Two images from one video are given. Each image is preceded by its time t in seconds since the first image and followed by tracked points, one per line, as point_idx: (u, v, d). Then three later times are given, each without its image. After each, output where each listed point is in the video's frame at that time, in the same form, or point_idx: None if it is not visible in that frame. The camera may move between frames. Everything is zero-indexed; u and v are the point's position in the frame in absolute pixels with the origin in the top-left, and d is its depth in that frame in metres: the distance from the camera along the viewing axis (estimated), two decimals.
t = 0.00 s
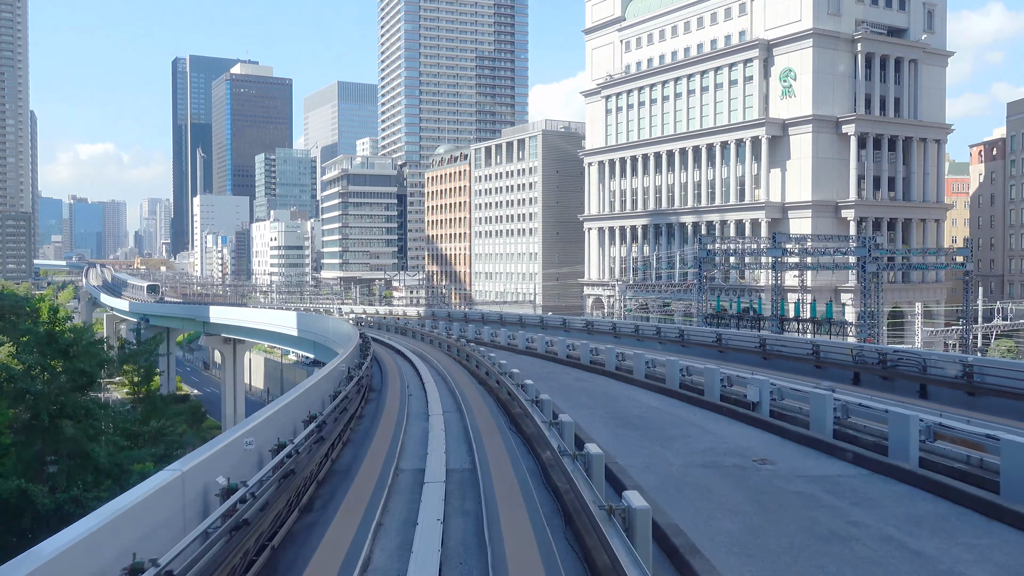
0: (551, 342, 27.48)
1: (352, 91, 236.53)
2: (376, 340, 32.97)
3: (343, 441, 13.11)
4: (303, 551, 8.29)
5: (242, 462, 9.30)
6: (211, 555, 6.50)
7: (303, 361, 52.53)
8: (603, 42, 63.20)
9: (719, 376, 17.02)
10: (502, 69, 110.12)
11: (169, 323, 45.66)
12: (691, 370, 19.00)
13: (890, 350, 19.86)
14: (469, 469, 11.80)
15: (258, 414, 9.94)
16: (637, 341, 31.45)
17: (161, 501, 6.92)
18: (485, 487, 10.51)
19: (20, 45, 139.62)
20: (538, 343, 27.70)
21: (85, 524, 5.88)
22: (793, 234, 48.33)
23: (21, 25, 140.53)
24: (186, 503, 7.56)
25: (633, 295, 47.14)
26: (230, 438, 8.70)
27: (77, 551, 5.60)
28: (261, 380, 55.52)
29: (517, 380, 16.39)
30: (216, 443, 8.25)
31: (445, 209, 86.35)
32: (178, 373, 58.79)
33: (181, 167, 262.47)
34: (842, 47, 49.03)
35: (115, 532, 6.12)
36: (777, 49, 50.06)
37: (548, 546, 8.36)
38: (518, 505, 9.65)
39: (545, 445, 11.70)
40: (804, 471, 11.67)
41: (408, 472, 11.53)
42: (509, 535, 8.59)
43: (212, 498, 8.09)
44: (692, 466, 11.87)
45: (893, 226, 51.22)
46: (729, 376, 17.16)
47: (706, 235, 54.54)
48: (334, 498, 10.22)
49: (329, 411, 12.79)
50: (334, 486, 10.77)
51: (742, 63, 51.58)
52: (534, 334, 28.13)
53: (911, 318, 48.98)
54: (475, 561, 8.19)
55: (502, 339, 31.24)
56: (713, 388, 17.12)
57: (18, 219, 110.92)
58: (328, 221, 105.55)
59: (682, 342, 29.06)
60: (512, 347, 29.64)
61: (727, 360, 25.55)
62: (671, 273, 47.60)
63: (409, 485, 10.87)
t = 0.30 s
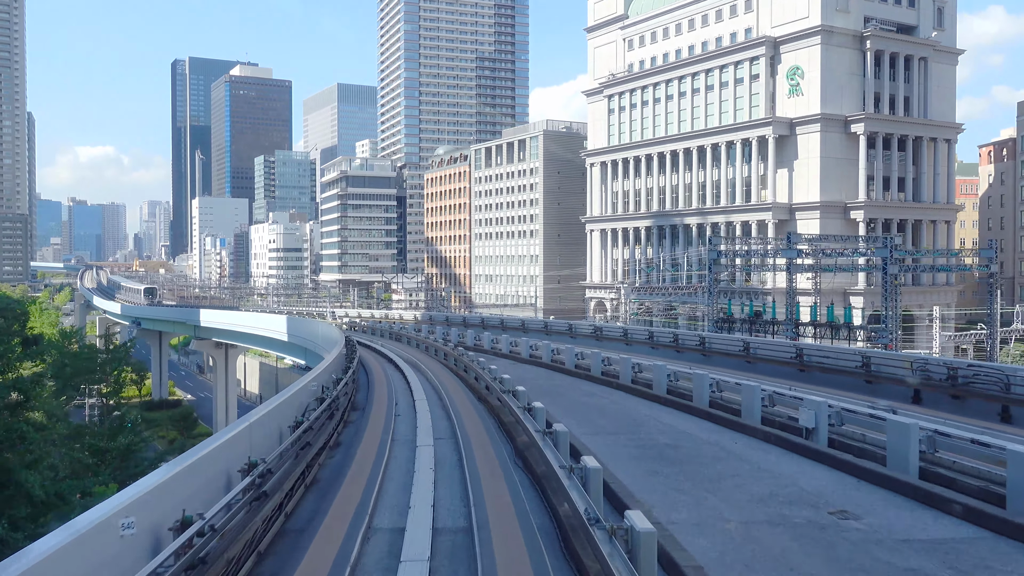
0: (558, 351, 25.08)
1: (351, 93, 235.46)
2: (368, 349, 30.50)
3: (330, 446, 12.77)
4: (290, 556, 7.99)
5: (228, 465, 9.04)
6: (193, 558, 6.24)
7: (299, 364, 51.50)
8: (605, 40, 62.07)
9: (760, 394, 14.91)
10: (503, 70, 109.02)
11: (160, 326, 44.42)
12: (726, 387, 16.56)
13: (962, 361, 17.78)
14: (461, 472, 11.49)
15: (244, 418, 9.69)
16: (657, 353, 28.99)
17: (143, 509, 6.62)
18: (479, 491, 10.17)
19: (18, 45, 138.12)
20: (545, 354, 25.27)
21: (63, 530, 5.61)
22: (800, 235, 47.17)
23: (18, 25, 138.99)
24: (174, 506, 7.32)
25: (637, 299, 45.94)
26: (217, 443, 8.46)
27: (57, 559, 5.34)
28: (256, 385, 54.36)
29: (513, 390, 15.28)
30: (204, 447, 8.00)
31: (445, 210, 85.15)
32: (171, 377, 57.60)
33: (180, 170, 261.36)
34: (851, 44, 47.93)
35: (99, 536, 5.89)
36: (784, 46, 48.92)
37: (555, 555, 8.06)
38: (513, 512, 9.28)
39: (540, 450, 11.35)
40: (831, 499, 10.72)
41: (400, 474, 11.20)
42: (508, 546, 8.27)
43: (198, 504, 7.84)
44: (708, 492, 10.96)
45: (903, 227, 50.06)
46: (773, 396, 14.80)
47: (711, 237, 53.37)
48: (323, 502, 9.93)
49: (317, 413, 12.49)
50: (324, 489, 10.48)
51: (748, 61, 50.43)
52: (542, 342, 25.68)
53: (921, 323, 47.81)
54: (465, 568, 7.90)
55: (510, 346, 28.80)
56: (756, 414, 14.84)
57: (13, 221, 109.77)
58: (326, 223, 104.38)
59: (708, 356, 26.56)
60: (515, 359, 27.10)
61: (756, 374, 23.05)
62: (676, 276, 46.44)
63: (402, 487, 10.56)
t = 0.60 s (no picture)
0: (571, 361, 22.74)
1: (352, 94, 234.25)
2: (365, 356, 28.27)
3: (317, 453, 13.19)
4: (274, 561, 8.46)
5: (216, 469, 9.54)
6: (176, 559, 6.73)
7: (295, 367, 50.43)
8: (607, 38, 60.88)
9: (820, 421, 12.75)
10: (504, 70, 107.88)
11: (150, 327, 43.12)
12: (773, 407, 14.36)
13: None
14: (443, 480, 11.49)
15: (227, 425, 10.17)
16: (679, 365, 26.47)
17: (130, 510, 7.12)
18: (459, 491, 10.64)
19: (14, 45, 136.76)
20: (555, 364, 22.90)
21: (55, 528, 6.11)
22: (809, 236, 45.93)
23: (15, 24, 137.88)
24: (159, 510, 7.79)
25: (642, 303, 44.81)
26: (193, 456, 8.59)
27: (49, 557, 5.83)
28: (251, 389, 53.16)
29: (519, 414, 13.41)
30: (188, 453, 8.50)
31: (445, 211, 83.93)
32: (164, 381, 56.46)
33: (179, 171, 260.15)
34: (861, 41, 46.81)
35: (91, 534, 6.38)
36: (792, 44, 47.78)
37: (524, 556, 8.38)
38: (491, 513, 9.66)
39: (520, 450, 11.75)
40: (861, 530, 9.71)
41: (384, 479, 11.62)
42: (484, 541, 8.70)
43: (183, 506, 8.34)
44: (724, 521, 9.94)
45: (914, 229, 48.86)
46: (837, 423, 12.63)
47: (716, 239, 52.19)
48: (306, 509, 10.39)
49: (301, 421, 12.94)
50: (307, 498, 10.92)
51: (755, 58, 49.26)
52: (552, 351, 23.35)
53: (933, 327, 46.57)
54: None
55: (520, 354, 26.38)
56: (817, 444, 12.67)
57: (9, 221, 108.53)
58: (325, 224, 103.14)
59: (736, 368, 24.01)
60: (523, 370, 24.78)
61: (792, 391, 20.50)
62: (681, 278, 45.33)
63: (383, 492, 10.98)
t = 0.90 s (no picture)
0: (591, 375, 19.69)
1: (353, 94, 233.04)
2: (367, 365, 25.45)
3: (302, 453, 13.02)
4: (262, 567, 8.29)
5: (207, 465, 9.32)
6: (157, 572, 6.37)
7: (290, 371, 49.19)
8: (611, 35, 59.65)
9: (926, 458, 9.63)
10: (505, 69, 106.72)
11: (141, 329, 41.92)
12: (849, 437, 11.46)
13: None
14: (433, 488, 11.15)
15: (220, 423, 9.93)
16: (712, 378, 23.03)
17: (121, 510, 6.87)
18: (450, 497, 10.51)
19: (12, 44, 135.38)
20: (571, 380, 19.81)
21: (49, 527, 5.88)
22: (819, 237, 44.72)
23: (14, 22, 136.59)
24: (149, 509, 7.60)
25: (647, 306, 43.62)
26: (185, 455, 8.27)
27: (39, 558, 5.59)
28: (247, 392, 51.99)
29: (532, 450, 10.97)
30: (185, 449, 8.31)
31: (445, 211, 82.71)
32: (158, 383, 55.24)
33: (179, 171, 259.09)
34: (872, 37, 45.59)
35: (73, 537, 6.01)
36: (802, 40, 46.57)
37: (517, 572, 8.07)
38: (486, 526, 9.44)
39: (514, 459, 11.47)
40: (918, 574, 8.33)
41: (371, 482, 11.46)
42: (480, 554, 8.50)
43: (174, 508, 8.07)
44: (754, 562, 8.63)
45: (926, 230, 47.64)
46: (943, 462, 9.73)
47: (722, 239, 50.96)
48: (295, 510, 10.21)
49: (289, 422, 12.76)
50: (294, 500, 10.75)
51: (763, 55, 48.04)
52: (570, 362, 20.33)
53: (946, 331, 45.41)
54: None
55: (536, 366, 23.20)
56: (920, 492, 9.75)
57: (7, 222, 107.34)
58: (325, 225, 102.00)
59: (780, 382, 20.46)
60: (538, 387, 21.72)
61: (849, 411, 17.07)
62: (687, 280, 44.17)
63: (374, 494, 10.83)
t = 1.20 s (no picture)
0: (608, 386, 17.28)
1: (354, 94, 232.09)
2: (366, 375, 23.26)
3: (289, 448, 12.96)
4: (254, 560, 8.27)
5: (200, 460, 9.30)
6: None
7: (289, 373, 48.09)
8: (617, 30, 58.37)
9: None
10: (508, 67, 105.53)
11: (133, 331, 40.74)
12: (977, 485, 8.71)
13: None
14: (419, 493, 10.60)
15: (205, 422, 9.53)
16: (755, 394, 20.20)
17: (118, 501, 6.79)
18: (436, 489, 10.54)
19: (10, 41, 133.70)
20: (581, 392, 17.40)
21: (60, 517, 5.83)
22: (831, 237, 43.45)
23: (13, 19, 135.05)
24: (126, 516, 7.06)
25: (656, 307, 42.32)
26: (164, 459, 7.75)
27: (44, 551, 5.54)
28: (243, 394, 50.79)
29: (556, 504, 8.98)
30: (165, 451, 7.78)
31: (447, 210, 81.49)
32: (154, 385, 54.09)
33: (179, 170, 257.94)
34: (886, 32, 44.34)
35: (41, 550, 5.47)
36: (813, 34, 45.30)
37: None
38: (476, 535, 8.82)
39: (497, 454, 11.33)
40: None
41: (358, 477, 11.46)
42: (469, 550, 8.43)
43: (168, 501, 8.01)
44: None
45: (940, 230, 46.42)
46: None
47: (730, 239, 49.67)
48: (284, 506, 10.18)
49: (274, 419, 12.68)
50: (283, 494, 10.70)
51: (774, 50, 46.76)
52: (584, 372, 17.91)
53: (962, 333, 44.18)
54: None
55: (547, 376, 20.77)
56: (930, 502, 8.88)
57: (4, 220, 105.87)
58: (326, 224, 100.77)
59: (839, 402, 17.59)
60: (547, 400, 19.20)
61: (917, 436, 14.49)
62: (696, 281, 42.89)
63: (363, 489, 10.80)
